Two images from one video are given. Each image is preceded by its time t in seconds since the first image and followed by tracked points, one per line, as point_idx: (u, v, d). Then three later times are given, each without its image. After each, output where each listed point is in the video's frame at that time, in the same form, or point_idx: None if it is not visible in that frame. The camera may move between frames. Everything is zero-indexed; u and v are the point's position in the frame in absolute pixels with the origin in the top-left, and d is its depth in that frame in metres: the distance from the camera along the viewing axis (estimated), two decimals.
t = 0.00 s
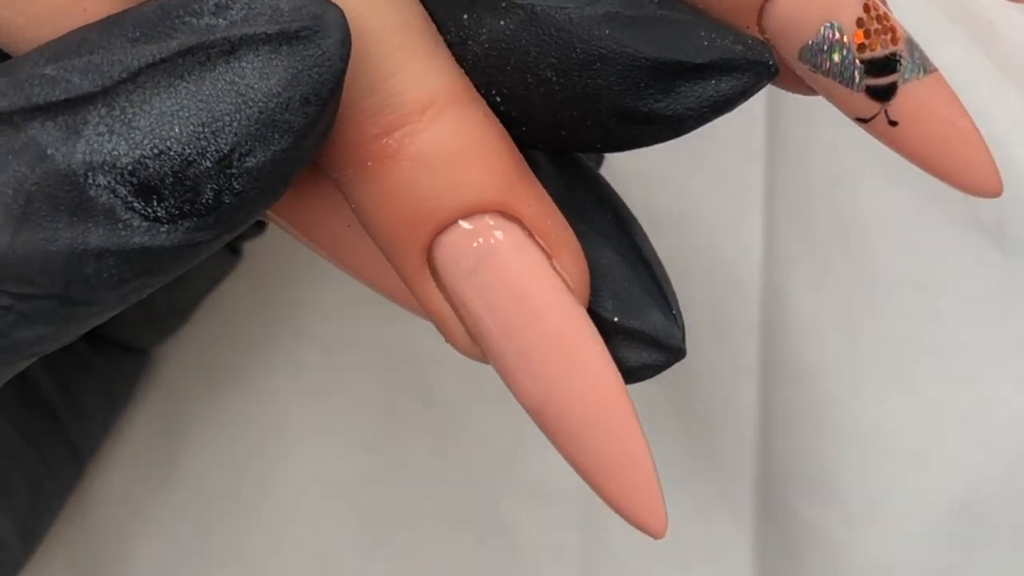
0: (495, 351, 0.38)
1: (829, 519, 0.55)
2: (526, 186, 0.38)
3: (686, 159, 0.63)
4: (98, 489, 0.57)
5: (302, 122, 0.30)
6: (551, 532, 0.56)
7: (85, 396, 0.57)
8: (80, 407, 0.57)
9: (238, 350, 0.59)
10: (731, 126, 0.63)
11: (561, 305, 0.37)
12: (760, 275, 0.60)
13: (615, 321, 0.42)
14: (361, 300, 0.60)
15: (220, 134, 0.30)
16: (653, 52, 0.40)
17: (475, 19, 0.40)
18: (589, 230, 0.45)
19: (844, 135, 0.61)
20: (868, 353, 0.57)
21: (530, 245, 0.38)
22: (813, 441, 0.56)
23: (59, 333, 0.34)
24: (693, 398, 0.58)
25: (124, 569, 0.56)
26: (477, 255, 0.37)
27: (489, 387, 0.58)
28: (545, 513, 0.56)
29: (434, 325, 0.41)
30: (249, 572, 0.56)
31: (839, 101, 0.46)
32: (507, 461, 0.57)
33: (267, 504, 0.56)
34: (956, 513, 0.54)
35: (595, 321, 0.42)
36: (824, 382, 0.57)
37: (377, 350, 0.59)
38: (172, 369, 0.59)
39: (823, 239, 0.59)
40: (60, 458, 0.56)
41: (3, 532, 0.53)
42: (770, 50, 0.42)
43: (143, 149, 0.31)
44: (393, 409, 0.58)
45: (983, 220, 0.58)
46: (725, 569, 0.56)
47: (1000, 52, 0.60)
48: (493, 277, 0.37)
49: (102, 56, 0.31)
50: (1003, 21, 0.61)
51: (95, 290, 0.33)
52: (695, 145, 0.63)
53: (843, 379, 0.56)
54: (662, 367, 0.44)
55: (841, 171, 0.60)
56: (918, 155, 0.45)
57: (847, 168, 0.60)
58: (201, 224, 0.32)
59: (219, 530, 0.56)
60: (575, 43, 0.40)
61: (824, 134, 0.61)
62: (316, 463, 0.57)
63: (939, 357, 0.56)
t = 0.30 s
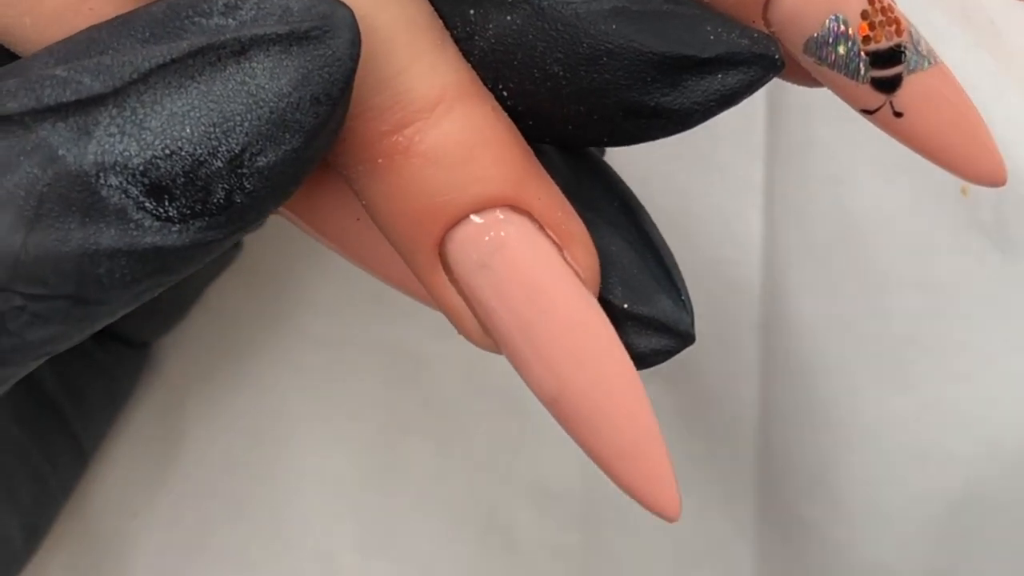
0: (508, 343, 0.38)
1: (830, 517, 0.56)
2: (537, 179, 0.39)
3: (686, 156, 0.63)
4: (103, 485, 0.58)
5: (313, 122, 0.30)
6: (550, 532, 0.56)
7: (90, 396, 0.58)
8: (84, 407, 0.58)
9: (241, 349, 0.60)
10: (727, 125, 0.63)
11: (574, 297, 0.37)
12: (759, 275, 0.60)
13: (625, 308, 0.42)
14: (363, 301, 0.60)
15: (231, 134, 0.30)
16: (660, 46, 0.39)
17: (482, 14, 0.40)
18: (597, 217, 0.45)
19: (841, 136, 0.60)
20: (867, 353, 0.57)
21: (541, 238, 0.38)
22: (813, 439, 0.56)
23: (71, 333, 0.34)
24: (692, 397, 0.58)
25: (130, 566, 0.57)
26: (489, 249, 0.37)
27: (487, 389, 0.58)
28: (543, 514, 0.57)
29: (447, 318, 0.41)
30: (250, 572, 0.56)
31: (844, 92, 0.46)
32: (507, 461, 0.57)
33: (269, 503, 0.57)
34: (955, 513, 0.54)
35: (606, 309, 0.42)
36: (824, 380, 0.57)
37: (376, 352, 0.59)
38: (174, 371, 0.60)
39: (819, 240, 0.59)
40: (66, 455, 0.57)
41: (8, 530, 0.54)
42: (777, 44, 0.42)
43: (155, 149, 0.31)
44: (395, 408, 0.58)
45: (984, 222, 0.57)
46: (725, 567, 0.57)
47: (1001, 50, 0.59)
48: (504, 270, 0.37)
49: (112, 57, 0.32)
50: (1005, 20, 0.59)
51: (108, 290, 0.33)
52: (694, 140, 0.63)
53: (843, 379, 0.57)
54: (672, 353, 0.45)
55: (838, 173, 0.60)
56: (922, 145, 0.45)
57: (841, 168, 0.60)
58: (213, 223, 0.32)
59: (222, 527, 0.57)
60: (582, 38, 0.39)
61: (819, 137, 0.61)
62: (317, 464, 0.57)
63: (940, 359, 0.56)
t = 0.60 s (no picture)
0: (517, 342, 0.38)
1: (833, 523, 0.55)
2: (549, 180, 0.39)
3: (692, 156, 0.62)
4: (99, 485, 0.56)
5: (334, 127, 0.32)
6: (555, 532, 0.55)
7: (96, 392, 0.55)
8: (90, 404, 0.55)
9: (241, 347, 0.58)
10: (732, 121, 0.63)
11: (584, 295, 0.38)
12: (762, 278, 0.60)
13: (631, 311, 0.42)
14: (362, 300, 0.59)
15: (254, 140, 0.32)
16: (674, 47, 0.38)
17: (493, 15, 0.39)
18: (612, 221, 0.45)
19: (844, 139, 0.61)
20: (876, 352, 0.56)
21: (552, 240, 0.38)
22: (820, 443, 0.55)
23: (92, 339, 0.35)
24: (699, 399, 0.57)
25: (123, 569, 0.54)
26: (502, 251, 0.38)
27: (491, 389, 0.57)
28: (544, 514, 0.55)
29: (458, 318, 0.41)
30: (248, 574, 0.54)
31: (856, 90, 0.45)
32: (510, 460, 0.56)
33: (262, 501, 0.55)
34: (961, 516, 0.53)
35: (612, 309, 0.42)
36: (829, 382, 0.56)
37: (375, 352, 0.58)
38: (174, 370, 0.58)
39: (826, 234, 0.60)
40: (70, 454, 0.54)
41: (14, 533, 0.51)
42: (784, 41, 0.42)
43: (178, 156, 0.32)
44: (393, 409, 0.56)
45: (982, 219, 0.58)
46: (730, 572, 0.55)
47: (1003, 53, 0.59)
48: (517, 270, 0.37)
49: (134, 66, 0.33)
50: (1005, 22, 0.59)
51: (132, 297, 0.34)
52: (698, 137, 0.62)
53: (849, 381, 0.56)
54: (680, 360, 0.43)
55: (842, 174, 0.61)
56: (931, 141, 0.45)
57: (845, 171, 0.61)
58: (235, 229, 0.34)
59: (216, 526, 0.54)
60: (595, 38, 0.38)
61: (823, 138, 0.61)
62: (317, 464, 0.55)
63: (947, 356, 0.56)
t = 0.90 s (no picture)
0: (518, 340, 0.39)
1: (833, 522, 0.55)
2: (552, 180, 0.39)
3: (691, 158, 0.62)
4: (99, 485, 0.56)
5: (342, 128, 0.33)
6: (551, 531, 0.55)
7: (96, 391, 0.55)
8: (90, 403, 0.55)
9: (240, 346, 0.58)
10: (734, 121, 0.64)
11: (585, 295, 0.38)
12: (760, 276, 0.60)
13: (632, 310, 0.42)
14: (362, 298, 0.60)
15: (261, 141, 0.33)
16: (675, 44, 0.38)
17: (496, 14, 0.39)
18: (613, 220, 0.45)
19: (842, 137, 0.61)
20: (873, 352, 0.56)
21: (554, 240, 0.38)
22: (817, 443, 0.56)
23: (100, 341, 0.35)
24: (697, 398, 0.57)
25: (125, 568, 0.54)
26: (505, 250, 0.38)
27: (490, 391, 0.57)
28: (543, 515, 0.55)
29: (459, 317, 0.42)
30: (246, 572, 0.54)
31: (857, 86, 0.46)
32: (508, 460, 0.56)
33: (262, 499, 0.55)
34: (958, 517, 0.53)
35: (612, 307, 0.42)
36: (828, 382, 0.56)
37: (374, 352, 0.58)
38: (175, 367, 0.58)
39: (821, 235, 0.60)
40: (71, 452, 0.54)
41: (14, 531, 0.51)
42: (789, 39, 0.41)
43: (186, 158, 0.32)
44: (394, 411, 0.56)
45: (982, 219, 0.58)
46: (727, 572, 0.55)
47: (1003, 53, 0.59)
48: (519, 268, 0.38)
49: (141, 67, 0.33)
50: (1005, 21, 0.59)
51: (140, 298, 0.34)
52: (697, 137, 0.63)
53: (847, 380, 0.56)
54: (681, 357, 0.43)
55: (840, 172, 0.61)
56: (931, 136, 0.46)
57: (843, 168, 0.61)
58: (243, 229, 0.34)
59: (216, 525, 0.54)
60: (596, 36, 0.38)
61: (821, 138, 0.62)
62: (315, 462, 0.55)
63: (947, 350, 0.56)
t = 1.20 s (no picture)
0: (519, 341, 0.39)
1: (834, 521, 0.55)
2: (553, 181, 0.39)
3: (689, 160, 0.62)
4: (99, 486, 0.55)
5: (343, 132, 0.33)
6: (552, 532, 0.55)
7: (97, 393, 0.55)
8: (92, 405, 0.55)
9: (240, 348, 0.58)
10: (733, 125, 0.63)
11: (586, 297, 0.38)
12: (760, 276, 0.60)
13: (636, 312, 0.42)
14: (362, 299, 0.60)
15: (262, 145, 0.33)
16: (676, 46, 0.38)
17: (497, 15, 0.39)
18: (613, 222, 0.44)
19: (841, 137, 0.61)
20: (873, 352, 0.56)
21: (555, 241, 0.38)
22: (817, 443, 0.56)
23: (100, 344, 0.35)
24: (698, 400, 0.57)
25: (124, 569, 0.54)
26: (505, 252, 0.38)
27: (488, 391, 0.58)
28: (544, 516, 0.55)
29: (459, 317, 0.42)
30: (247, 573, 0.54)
31: (856, 87, 0.45)
32: (508, 460, 0.56)
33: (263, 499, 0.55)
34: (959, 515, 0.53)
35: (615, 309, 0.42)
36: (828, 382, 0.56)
37: (375, 353, 0.58)
38: (174, 367, 0.58)
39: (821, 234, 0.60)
40: (71, 454, 0.54)
41: (14, 532, 0.51)
42: (789, 41, 0.41)
43: (187, 161, 0.33)
44: (394, 412, 0.56)
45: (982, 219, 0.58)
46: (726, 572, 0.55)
47: (1003, 53, 0.59)
48: (521, 270, 0.38)
49: (141, 70, 0.33)
50: (1004, 21, 0.59)
51: (140, 301, 0.34)
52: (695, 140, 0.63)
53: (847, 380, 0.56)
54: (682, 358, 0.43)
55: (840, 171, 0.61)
56: (932, 137, 0.45)
57: (842, 167, 0.61)
58: (244, 232, 0.34)
59: (216, 525, 0.54)
60: (597, 37, 0.38)
61: (820, 138, 0.62)
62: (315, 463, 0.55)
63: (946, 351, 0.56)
